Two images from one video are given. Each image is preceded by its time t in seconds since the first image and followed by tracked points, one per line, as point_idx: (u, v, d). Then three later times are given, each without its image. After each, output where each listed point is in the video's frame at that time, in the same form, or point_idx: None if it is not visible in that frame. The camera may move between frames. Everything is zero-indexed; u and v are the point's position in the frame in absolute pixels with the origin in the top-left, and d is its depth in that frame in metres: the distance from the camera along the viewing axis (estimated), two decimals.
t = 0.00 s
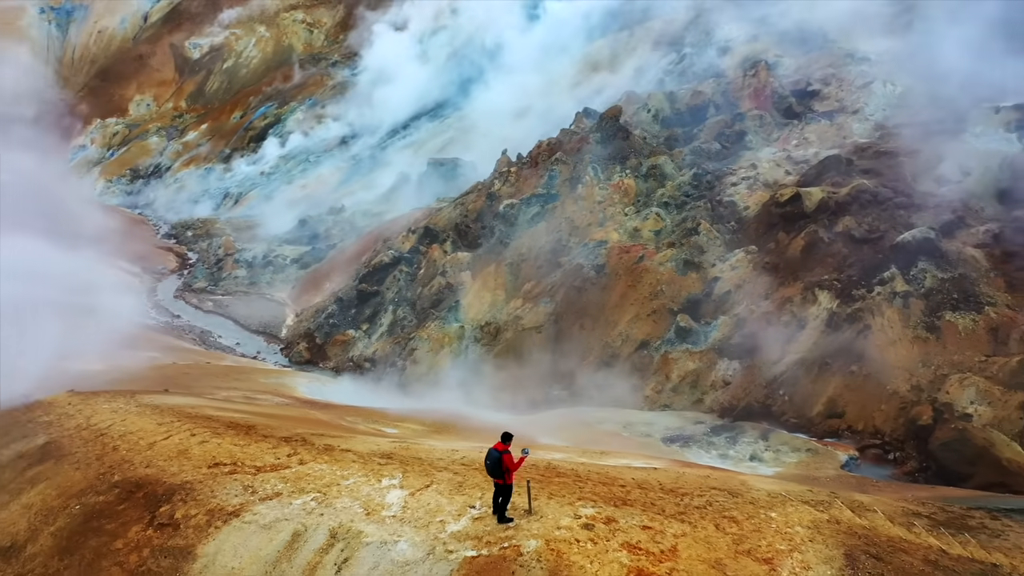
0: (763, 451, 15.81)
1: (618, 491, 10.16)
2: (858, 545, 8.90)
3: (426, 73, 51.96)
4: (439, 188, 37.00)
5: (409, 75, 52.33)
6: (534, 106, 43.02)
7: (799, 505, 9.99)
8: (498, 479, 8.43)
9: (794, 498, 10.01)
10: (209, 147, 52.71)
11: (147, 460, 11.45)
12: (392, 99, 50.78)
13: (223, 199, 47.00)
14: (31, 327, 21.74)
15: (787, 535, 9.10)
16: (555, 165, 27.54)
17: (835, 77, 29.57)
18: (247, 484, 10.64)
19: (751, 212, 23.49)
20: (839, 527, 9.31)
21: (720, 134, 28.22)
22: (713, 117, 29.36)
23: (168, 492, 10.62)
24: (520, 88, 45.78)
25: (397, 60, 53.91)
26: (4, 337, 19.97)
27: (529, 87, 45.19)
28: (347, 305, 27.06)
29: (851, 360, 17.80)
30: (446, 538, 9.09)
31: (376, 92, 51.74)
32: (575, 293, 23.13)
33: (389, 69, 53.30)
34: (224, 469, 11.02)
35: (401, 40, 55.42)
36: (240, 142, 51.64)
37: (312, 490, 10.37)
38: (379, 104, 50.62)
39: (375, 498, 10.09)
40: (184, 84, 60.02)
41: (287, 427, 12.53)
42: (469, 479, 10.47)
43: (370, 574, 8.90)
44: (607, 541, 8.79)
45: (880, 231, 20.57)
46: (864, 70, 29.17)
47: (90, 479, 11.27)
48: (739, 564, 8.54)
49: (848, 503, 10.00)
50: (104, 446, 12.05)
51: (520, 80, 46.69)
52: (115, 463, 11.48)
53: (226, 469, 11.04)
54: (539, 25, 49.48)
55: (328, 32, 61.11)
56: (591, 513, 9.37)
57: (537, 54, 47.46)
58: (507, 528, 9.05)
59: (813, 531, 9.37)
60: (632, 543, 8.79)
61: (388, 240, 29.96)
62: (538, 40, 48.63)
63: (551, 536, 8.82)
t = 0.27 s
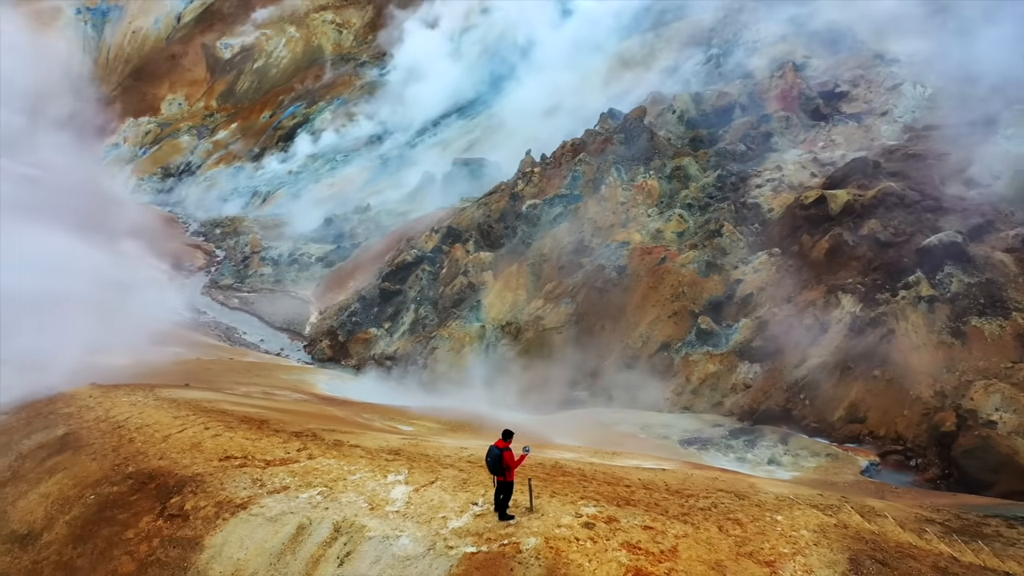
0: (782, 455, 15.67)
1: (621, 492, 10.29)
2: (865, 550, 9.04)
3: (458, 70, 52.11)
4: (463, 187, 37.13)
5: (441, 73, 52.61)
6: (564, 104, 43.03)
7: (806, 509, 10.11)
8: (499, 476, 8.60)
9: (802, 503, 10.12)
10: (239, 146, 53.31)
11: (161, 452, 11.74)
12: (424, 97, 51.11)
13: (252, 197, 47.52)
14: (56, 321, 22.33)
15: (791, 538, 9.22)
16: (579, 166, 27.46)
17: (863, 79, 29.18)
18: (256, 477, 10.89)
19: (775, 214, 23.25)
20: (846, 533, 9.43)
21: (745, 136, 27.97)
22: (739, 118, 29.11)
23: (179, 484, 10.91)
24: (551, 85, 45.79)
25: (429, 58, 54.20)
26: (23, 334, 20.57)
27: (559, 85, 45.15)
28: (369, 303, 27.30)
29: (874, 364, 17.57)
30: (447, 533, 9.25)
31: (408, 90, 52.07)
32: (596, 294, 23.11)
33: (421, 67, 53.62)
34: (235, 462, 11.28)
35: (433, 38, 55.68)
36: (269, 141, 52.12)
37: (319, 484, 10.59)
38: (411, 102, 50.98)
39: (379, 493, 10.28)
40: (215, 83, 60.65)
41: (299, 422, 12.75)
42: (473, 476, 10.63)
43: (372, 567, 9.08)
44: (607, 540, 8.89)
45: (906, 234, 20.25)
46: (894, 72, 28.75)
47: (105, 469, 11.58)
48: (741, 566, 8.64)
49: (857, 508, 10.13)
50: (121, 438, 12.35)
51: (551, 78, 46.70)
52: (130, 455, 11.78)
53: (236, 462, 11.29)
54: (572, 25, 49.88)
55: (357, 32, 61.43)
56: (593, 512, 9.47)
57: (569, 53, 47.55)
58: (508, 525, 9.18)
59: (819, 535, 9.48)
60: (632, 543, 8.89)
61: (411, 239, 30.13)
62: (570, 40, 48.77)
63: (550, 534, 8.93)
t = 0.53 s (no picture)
0: (800, 459, 15.54)
1: (625, 492, 10.41)
2: (869, 555, 9.09)
3: (490, 67, 52.32)
4: (488, 186, 37.25)
5: (472, 70, 52.86)
6: (594, 100, 43.08)
7: (812, 513, 10.17)
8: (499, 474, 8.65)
9: (808, 507, 10.16)
10: (268, 145, 53.87)
11: (174, 444, 12.01)
12: (455, 96, 51.53)
13: (280, 195, 48.02)
14: (84, 316, 22.83)
15: (795, 541, 9.26)
16: (601, 166, 27.40)
17: (892, 79, 28.73)
18: (265, 470, 11.13)
19: (799, 216, 23.01)
20: (852, 537, 9.47)
21: (770, 137, 27.53)
22: (765, 119, 28.81)
23: (190, 475, 11.19)
24: (583, 81, 45.88)
25: (461, 54, 54.39)
26: (50, 330, 21.10)
27: (590, 82, 45.14)
28: (391, 302, 27.46)
29: (897, 369, 17.33)
30: (447, 528, 9.48)
31: (439, 88, 52.42)
32: (617, 295, 23.08)
33: (454, 63, 53.93)
34: (245, 455, 11.53)
35: (464, 35, 55.80)
36: (296, 139, 52.59)
37: (325, 478, 10.82)
38: (443, 100, 51.41)
39: (384, 488, 10.51)
40: (244, 83, 61.13)
41: (311, 416, 13.00)
42: (477, 473, 10.83)
43: (372, 561, 9.32)
44: (606, 539, 8.98)
45: (932, 237, 19.91)
46: (924, 73, 28.27)
47: (119, 460, 11.87)
48: (740, 567, 8.69)
49: (865, 513, 10.18)
50: (137, 429, 12.65)
51: (581, 76, 46.70)
52: (144, 446, 12.06)
53: (247, 455, 11.54)
54: (604, 21, 49.97)
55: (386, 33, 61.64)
56: (594, 511, 9.59)
57: (601, 49, 47.57)
58: (509, 522, 9.33)
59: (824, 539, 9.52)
60: (632, 542, 8.97)
61: (434, 238, 30.29)
62: (602, 37, 48.76)
63: (550, 532, 9.05)
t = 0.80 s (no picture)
0: (818, 464, 15.39)
1: (628, 492, 10.47)
2: (874, 561, 9.10)
3: (521, 64, 51.94)
4: (511, 187, 37.34)
5: (503, 67, 52.47)
6: (625, 99, 42.84)
7: (818, 518, 10.20)
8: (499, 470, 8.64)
9: (814, 512, 10.18)
10: (295, 144, 54.37)
11: (186, 437, 12.21)
12: (486, 92, 51.26)
13: (307, 195, 48.44)
14: (110, 311, 23.23)
15: (797, 545, 9.29)
16: (624, 168, 27.34)
17: (921, 81, 28.25)
18: (273, 464, 11.28)
19: (823, 219, 22.76)
20: (857, 541, 9.49)
21: (795, 139, 27.16)
22: (791, 120, 28.50)
23: (200, 468, 11.35)
24: (614, 81, 45.50)
25: (492, 52, 54.12)
26: (76, 324, 21.48)
27: (620, 82, 44.74)
28: (412, 301, 27.58)
29: (920, 375, 17.08)
30: (448, 525, 9.56)
31: (469, 86, 52.25)
32: (637, 297, 23.00)
33: (485, 60, 53.65)
34: (255, 448, 11.70)
35: (495, 33, 55.35)
36: (324, 139, 52.98)
37: (331, 473, 10.94)
38: (473, 98, 51.29)
39: (388, 484, 10.61)
40: (274, 83, 61.36)
41: (322, 413, 13.13)
42: (481, 471, 10.90)
43: (373, 555, 9.41)
44: (605, 538, 9.08)
45: (959, 242, 19.55)
46: (954, 75, 27.79)
47: (133, 453, 12.11)
48: (739, 568, 8.74)
49: (874, 519, 10.19)
50: (152, 422, 12.90)
51: (612, 75, 46.32)
52: (158, 439, 12.29)
53: (256, 448, 11.71)
54: (636, 17, 49.13)
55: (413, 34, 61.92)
56: (595, 510, 9.68)
57: (633, 46, 46.88)
58: (510, 520, 9.46)
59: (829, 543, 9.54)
60: (630, 542, 9.05)
61: (456, 238, 30.44)
62: (633, 35, 48.03)
63: (549, 531, 9.16)
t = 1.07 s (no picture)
0: (837, 470, 15.22)
1: (631, 493, 10.47)
2: (878, 567, 9.09)
3: (553, 62, 51.88)
4: (535, 189, 37.35)
5: (534, 66, 52.50)
6: (657, 97, 42.62)
7: (825, 523, 10.20)
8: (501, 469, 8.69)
9: (820, 518, 10.17)
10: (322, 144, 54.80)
11: (199, 431, 12.38)
12: (517, 91, 51.24)
13: (334, 195, 48.89)
14: (139, 307, 23.66)
15: (800, 550, 9.27)
16: (647, 170, 27.32)
17: (951, 84, 27.68)
18: (281, 458, 11.41)
19: (847, 223, 22.47)
20: (862, 548, 9.48)
21: (821, 142, 26.85)
22: (817, 123, 28.19)
23: (210, 462, 11.54)
24: (645, 80, 45.26)
25: (524, 50, 54.08)
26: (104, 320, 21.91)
27: (651, 81, 44.57)
28: (434, 301, 27.69)
29: (943, 382, 16.80)
30: (449, 522, 9.65)
31: (501, 85, 52.25)
32: (658, 299, 22.88)
33: (517, 58, 53.56)
34: (264, 443, 11.85)
35: (527, 31, 55.29)
36: (351, 140, 53.36)
37: (337, 469, 11.06)
38: (505, 96, 51.31)
39: (392, 480, 10.72)
40: (302, 84, 61.82)
41: (333, 410, 13.26)
42: (484, 469, 10.96)
43: (374, 550, 9.58)
44: (603, 538, 9.08)
45: (986, 247, 19.15)
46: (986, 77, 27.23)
47: (147, 446, 12.31)
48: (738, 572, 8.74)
49: (882, 526, 10.19)
50: (166, 415, 13.11)
51: (643, 74, 46.14)
52: (171, 432, 12.49)
53: (266, 443, 11.86)
54: (669, 13, 48.79)
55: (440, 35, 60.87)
56: (595, 510, 9.68)
57: (665, 43, 46.67)
58: (509, 518, 9.50)
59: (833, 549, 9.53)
60: (629, 542, 9.05)
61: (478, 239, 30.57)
62: (665, 32, 47.68)
63: (547, 530, 9.18)
